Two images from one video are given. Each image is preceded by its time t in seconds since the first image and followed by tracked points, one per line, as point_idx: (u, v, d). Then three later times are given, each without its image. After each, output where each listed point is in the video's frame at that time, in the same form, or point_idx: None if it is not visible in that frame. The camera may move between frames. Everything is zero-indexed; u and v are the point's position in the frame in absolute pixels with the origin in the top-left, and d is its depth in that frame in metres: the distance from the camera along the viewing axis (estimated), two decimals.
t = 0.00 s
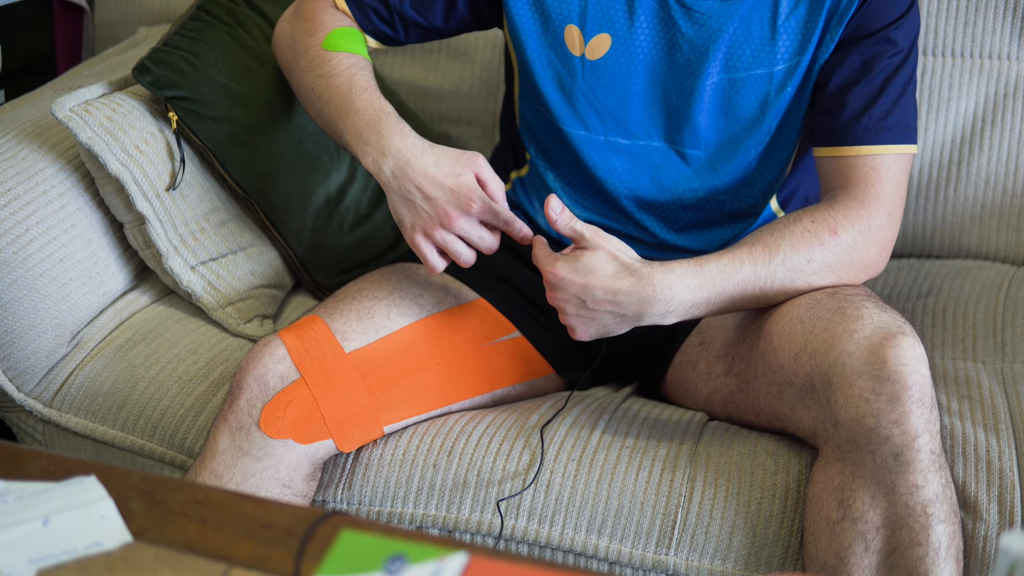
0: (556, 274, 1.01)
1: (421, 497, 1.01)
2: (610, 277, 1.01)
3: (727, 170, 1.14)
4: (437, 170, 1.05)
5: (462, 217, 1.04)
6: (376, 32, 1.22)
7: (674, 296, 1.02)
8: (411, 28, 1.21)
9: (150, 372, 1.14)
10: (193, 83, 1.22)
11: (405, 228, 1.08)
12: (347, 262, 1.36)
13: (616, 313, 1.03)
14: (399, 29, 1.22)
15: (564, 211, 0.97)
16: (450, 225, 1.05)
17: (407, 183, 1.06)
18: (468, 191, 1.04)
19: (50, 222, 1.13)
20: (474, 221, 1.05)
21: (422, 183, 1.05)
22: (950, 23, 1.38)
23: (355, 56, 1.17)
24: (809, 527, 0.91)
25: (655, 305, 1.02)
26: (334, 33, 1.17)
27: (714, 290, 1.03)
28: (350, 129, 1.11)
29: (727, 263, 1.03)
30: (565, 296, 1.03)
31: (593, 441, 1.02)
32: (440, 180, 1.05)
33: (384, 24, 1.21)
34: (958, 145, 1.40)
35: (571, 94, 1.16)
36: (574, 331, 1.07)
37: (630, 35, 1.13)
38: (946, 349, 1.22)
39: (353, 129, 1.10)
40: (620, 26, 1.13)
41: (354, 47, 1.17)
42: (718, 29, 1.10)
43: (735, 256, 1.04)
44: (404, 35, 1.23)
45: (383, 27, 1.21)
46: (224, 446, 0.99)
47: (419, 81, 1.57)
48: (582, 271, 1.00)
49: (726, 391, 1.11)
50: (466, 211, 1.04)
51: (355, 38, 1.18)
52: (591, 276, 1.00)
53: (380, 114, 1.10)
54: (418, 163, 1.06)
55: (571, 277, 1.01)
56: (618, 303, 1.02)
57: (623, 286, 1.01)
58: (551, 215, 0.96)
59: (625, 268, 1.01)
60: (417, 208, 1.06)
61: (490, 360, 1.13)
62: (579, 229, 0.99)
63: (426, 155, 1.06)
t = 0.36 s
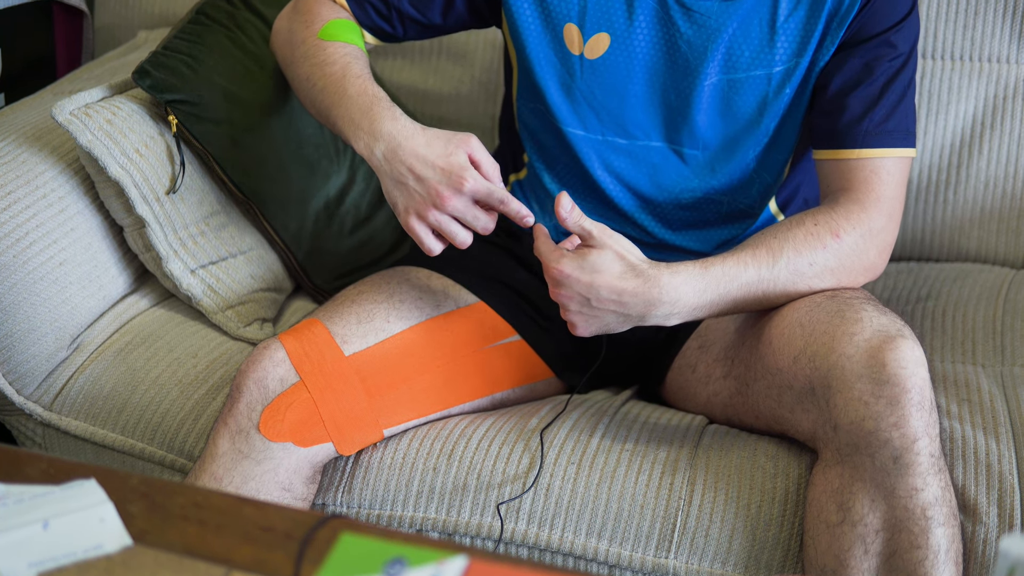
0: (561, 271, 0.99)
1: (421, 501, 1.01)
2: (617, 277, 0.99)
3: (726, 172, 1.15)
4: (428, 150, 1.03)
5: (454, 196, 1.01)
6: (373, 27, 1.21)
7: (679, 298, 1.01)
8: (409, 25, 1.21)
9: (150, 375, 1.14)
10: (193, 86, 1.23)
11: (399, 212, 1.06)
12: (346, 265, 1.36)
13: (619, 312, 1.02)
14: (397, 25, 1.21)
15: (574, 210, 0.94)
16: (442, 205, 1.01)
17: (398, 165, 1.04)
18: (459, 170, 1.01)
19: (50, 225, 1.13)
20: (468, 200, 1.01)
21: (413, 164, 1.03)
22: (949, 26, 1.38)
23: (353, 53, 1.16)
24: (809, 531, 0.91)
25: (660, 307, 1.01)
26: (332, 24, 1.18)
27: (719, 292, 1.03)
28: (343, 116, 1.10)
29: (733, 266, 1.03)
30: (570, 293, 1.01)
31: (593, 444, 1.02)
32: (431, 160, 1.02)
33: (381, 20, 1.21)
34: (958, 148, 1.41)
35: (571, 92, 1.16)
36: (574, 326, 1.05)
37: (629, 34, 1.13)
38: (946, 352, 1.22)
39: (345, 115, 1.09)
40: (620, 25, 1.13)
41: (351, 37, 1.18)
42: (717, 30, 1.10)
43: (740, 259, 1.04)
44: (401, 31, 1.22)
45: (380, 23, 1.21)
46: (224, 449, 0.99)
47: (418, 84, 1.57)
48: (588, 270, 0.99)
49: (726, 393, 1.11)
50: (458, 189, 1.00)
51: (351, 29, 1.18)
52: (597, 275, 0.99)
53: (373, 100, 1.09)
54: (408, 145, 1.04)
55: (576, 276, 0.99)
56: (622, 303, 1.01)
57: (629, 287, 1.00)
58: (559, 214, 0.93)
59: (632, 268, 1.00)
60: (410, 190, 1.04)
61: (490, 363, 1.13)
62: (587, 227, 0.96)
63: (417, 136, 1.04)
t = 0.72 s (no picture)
0: (584, 267, 0.94)
1: (420, 506, 1.01)
2: (639, 279, 0.96)
3: (727, 178, 1.15)
4: (426, 124, 1.02)
5: (455, 165, 0.99)
6: (373, 30, 1.21)
7: (695, 301, 1.00)
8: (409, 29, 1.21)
9: (150, 382, 1.14)
10: (193, 92, 1.23)
11: (400, 188, 1.05)
12: (346, 271, 1.36)
13: (633, 311, 0.99)
14: (398, 29, 1.21)
15: (608, 209, 0.90)
16: (443, 175, 1.00)
17: (397, 141, 1.03)
18: (458, 140, 1.00)
19: (50, 231, 1.14)
20: (469, 169, 1.00)
21: (412, 138, 1.02)
22: (948, 31, 1.39)
23: (353, 47, 1.16)
24: (808, 536, 0.91)
25: (675, 309, 1.00)
26: (333, 20, 1.18)
27: (731, 296, 1.02)
28: (342, 111, 1.09)
29: (746, 270, 1.02)
30: (588, 290, 0.96)
31: (593, 450, 1.02)
32: (430, 133, 1.01)
33: (382, 23, 1.21)
34: (956, 154, 1.41)
35: (572, 97, 1.16)
36: (581, 320, 1.01)
37: (630, 39, 1.13)
38: (945, 358, 1.23)
39: (343, 99, 1.09)
40: (621, 30, 1.13)
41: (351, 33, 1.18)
42: (718, 36, 1.10)
43: (753, 263, 1.03)
44: (402, 36, 1.22)
45: (381, 26, 1.21)
46: (224, 455, 0.99)
47: (417, 89, 1.57)
48: (612, 269, 0.94)
49: (727, 399, 1.11)
50: (458, 158, 0.99)
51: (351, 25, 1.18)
52: (619, 274, 0.95)
53: (371, 83, 1.09)
54: (406, 120, 1.03)
55: (598, 273, 0.94)
56: (641, 304, 0.98)
57: (649, 289, 0.97)
58: (593, 214, 0.89)
59: (653, 271, 0.97)
60: (410, 164, 1.03)
61: (490, 369, 1.13)
62: (616, 226, 0.92)
63: (415, 112, 1.04)
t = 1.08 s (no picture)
0: (603, 271, 0.92)
1: (420, 511, 1.00)
2: (655, 285, 0.96)
3: (727, 184, 1.15)
4: (437, 126, 1.02)
5: (469, 165, 0.99)
6: (377, 43, 1.20)
7: (705, 304, 1.00)
8: (414, 40, 1.20)
9: (149, 387, 1.14)
10: (193, 97, 1.24)
11: (414, 193, 1.04)
12: (346, 276, 1.35)
13: (645, 314, 0.99)
14: (402, 41, 1.20)
15: (629, 212, 0.89)
16: (458, 176, 0.99)
17: (410, 146, 1.03)
18: (471, 139, 0.99)
19: (51, 236, 1.14)
20: (484, 169, 0.99)
21: (424, 142, 1.02)
22: (948, 36, 1.39)
23: (354, 47, 1.16)
24: (808, 541, 0.91)
25: (687, 312, 1.00)
26: (339, 33, 1.17)
27: (739, 300, 1.02)
28: (343, 116, 1.10)
29: (755, 274, 1.02)
30: (602, 293, 0.95)
31: (592, 454, 1.02)
32: (442, 134, 1.01)
33: (385, 36, 1.19)
34: (955, 158, 1.41)
35: (573, 104, 1.16)
36: (590, 322, 1.00)
37: (631, 46, 1.13)
38: (945, 362, 1.23)
39: (352, 108, 1.09)
40: (621, 37, 1.13)
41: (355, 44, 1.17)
42: (719, 42, 1.10)
43: (761, 266, 1.03)
44: (406, 47, 1.21)
45: (385, 39, 1.19)
46: (223, 460, 0.99)
47: (417, 94, 1.56)
48: (630, 272, 0.93)
49: (726, 403, 1.11)
50: (471, 158, 0.98)
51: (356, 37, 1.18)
52: (635, 278, 0.94)
53: (381, 91, 1.09)
54: (418, 125, 1.03)
55: (616, 277, 0.93)
56: (654, 308, 0.98)
57: (665, 292, 0.97)
58: (616, 217, 0.87)
59: (669, 274, 0.97)
60: (424, 169, 1.02)
61: (490, 374, 1.13)
62: (635, 228, 0.92)
63: (426, 117, 1.03)
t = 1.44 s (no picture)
0: (591, 278, 0.93)
1: (419, 519, 1.00)
2: (646, 290, 0.96)
3: (726, 193, 1.15)
4: (461, 165, 1.02)
5: (494, 206, 1.00)
6: (384, 62, 1.19)
7: (701, 311, 1.00)
8: (419, 57, 1.19)
9: (148, 395, 1.14)
10: (193, 104, 1.24)
11: (440, 232, 1.06)
12: (345, 284, 1.35)
13: (640, 323, 0.99)
14: (407, 58, 1.19)
15: (611, 217, 0.90)
16: (484, 217, 1.01)
17: (434, 186, 1.04)
18: (495, 179, 1.00)
19: (50, 244, 1.14)
20: (508, 208, 1.00)
21: (449, 182, 1.02)
22: (946, 43, 1.40)
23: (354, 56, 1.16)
24: (808, 548, 0.91)
25: (682, 319, 1.00)
26: (345, 58, 1.17)
27: (736, 306, 1.02)
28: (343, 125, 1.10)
29: (752, 280, 1.03)
30: (594, 302, 0.95)
31: (591, 462, 1.02)
32: (466, 174, 1.02)
33: (391, 56, 1.19)
34: (955, 165, 1.41)
35: (572, 115, 1.16)
36: (587, 334, 1.00)
37: (631, 56, 1.13)
38: (944, 369, 1.23)
39: (371, 144, 1.09)
40: (621, 48, 1.13)
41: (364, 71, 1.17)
42: (719, 51, 1.10)
43: (758, 272, 1.04)
44: (414, 65, 1.20)
45: (391, 58, 1.19)
46: (223, 468, 0.99)
47: (416, 102, 1.57)
48: (618, 279, 0.94)
49: (726, 410, 1.10)
50: (496, 198, 1.00)
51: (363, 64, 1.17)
52: (625, 285, 0.94)
53: (399, 126, 1.09)
54: (440, 163, 1.03)
55: (604, 285, 0.93)
56: (647, 314, 0.97)
57: (656, 299, 0.97)
58: (597, 223, 0.90)
59: (659, 280, 0.97)
60: (449, 208, 1.03)
61: (489, 381, 1.13)
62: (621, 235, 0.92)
63: (448, 154, 1.04)
